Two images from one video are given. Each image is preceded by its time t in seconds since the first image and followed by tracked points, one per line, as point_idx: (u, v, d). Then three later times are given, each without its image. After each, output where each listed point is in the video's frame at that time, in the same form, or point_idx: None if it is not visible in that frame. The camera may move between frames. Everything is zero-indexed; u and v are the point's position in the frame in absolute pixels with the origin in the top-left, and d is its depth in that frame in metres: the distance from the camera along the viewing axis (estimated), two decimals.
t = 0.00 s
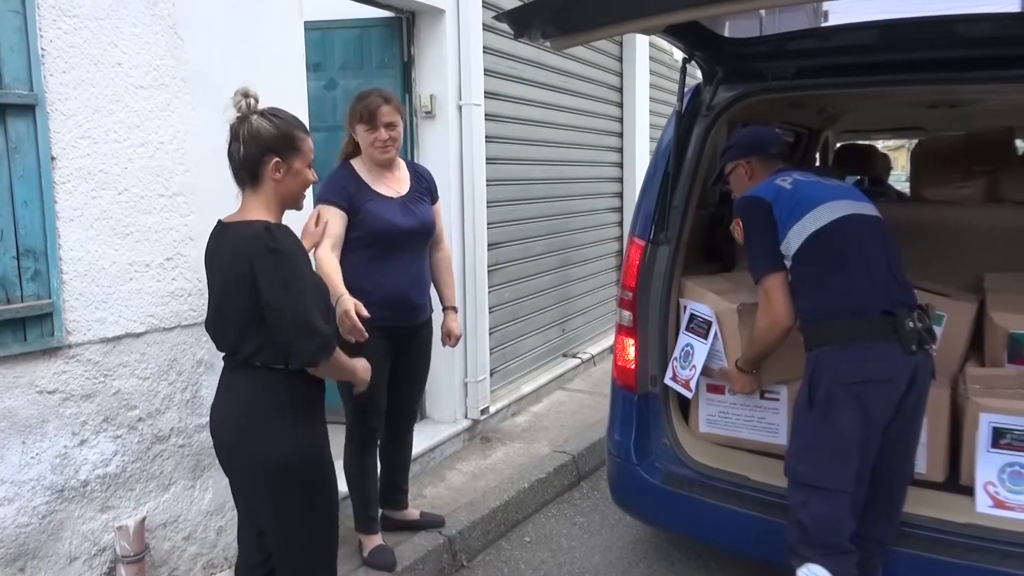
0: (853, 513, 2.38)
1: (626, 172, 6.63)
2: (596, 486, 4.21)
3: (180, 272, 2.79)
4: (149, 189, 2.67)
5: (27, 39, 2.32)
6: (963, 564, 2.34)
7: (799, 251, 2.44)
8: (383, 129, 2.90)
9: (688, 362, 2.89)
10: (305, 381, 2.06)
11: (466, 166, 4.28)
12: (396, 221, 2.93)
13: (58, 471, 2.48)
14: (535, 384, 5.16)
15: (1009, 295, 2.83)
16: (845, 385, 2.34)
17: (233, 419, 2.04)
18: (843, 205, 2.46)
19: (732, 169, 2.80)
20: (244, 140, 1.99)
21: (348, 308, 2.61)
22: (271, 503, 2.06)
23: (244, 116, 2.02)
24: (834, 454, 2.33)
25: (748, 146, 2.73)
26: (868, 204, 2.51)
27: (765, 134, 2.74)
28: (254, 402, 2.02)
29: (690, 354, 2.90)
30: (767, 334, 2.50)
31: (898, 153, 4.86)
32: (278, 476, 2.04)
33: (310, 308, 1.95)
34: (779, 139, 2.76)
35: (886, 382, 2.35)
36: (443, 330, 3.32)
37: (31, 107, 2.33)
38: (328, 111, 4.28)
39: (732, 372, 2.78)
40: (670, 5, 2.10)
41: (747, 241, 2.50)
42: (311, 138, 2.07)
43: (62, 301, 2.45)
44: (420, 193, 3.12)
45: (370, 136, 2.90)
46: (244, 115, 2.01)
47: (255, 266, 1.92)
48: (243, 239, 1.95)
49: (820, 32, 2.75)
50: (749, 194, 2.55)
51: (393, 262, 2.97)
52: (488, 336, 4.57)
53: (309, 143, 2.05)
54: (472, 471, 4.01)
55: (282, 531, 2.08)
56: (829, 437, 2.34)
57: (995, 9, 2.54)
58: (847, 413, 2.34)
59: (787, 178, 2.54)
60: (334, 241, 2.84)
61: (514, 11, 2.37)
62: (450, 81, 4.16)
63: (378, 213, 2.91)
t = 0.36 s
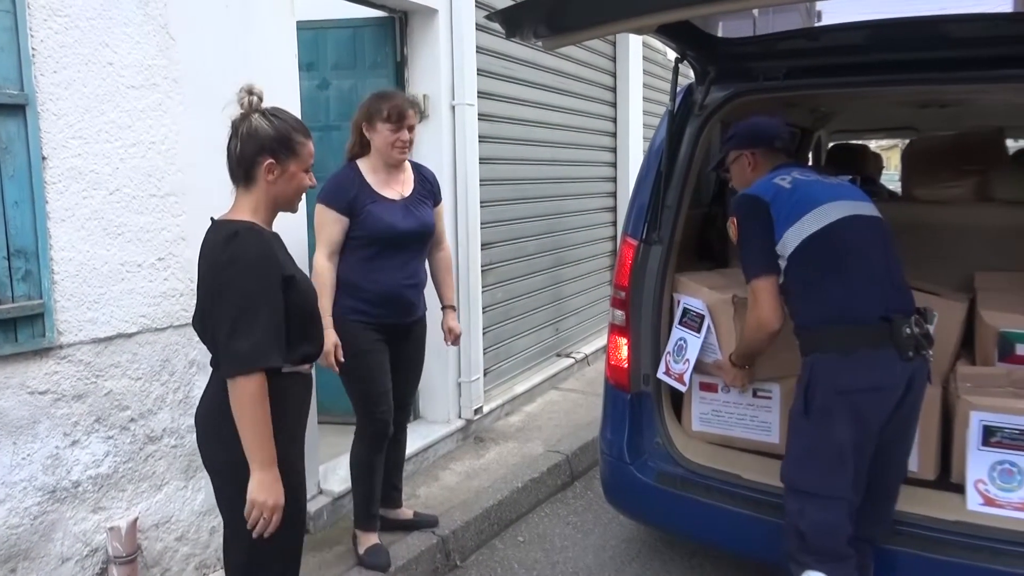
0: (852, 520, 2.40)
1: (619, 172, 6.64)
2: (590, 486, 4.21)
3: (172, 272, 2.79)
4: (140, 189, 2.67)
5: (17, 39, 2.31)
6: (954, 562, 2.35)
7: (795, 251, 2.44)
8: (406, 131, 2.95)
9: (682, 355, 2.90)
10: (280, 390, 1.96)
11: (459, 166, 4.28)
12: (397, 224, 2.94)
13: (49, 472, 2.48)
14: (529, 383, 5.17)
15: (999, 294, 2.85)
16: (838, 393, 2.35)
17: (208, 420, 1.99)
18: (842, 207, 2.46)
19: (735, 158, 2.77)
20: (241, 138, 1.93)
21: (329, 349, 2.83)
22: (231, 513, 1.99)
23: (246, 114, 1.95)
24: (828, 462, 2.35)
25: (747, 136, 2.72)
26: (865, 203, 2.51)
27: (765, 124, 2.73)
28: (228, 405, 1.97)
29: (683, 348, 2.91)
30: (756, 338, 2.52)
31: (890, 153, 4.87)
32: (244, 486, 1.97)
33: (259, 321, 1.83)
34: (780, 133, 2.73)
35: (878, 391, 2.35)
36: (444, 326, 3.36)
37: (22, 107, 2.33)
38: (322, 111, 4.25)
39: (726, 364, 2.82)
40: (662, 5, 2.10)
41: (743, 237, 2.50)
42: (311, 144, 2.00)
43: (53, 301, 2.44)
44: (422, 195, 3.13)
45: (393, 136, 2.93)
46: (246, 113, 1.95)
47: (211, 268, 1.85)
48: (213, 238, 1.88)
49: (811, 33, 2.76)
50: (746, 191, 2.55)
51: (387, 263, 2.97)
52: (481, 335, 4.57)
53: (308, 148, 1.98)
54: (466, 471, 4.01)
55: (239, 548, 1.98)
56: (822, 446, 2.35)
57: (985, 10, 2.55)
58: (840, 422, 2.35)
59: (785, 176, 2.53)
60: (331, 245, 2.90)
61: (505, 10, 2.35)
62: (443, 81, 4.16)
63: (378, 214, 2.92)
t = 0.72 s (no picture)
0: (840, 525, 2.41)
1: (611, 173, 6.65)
2: (581, 486, 4.22)
3: (162, 274, 2.78)
4: (130, 189, 2.66)
5: (5, 39, 2.30)
6: (943, 561, 2.36)
7: (784, 254, 2.41)
8: (403, 132, 2.96)
9: (683, 351, 2.89)
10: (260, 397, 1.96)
11: (450, 167, 4.28)
12: (391, 222, 2.95)
13: (37, 474, 2.47)
14: (521, 384, 5.17)
15: (987, 295, 2.86)
16: (829, 399, 2.36)
17: (184, 430, 1.96)
18: (832, 209, 2.44)
19: (721, 153, 2.76)
20: (223, 136, 1.91)
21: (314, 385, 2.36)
22: (205, 526, 1.95)
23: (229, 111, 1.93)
24: (817, 469, 2.36)
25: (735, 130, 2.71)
26: (853, 205, 2.51)
27: (756, 119, 2.73)
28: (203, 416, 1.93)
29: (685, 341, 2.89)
30: (751, 337, 2.51)
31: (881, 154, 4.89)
32: (218, 499, 1.93)
33: (231, 324, 1.80)
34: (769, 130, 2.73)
35: (865, 397, 2.36)
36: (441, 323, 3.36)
37: (10, 107, 2.32)
38: (314, 112, 4.26)
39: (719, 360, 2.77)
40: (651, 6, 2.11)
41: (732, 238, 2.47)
42: (295, 146, 1.98)
43: (42, 302, 2.43)
44: (415, 193, 3.14)
45: (391, 136, 2.93)
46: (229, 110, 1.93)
47: (182, 273, 1.82)
48: (184, 242, 1.86)
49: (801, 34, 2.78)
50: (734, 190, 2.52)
51: (378, 264, 2.96)
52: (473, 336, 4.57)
53: (291, 150, 1.96)
54: (457, 472, 4.01)
55: (208, 560, 1.95)
56: (813, 451, 2.36)
57: (973, 12, 2.56)
58: (830, 429, 2.36)
59: (774, 175, 2.51)
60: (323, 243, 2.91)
61: (496, 11, 2.36)
62: (435, 82, 4.16)
63: (372, 213, 2.92)
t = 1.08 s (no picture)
0: (807, 521, 2.41)
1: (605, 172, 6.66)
2: (575, 485, 4.23)
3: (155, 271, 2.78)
4: (123, 186, 2.66)
5: None
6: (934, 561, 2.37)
7: (789, 246, 2.38)
8: (395, 132, 2.97)
9: (686, 345, 2.84)
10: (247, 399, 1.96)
11: (444, 166, 4.28)
12: (385, 215, 2.95)
13: (29, 472, 2.46)
14: (514, 383, 5.17)
15: (978, 295, 2.87)
16: (820, 402, 2.34)
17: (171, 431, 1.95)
18: (833, 205, 2.42)
19: (712, 138, 2.69)
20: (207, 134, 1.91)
21: (286, 423, 2.30)
22: (189, 528, 1.95)
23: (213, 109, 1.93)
24: (791, 465, 2.35)
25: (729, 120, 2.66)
26: (852, 202, 2.50)
27: (748, 110, 2.68)
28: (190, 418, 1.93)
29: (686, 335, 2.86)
30: (759, 320, 2.40)
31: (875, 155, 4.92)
32: (202, 501, 1.93)
33: (213, 324, 1.79)
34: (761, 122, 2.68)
35: (855, 401, 2.34)
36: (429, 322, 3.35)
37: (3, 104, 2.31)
38: (308, 111, 4.25)
39: (713, 350, 2.69)
40: (645, 6, 2.11)
41: (735, 220, 2.42)
42: (281, 143, 1.97)
43: (34, 300, 2.43)
44: (404, 190, 3.15)
45: (382, 136, 2.93)
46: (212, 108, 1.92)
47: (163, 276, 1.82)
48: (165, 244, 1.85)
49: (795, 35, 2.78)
50: (740, 172, 2.46)
51: (372, 263, 2.96)
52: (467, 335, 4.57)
53: (276, 148, 1.95)
54: (451, 471, 4.01)
55: (193, 559, 1.95)
56: (794, 453, 2.35)
57: (965, 14, 2.57)
58: (812, 428, 2.34)
59: (779, 163, 2.47)
60: (320, 240, 2.89)
61: (489, 10, 2.38)
62: (429, 80, 4.16)
63: (367, 208, 2.92)
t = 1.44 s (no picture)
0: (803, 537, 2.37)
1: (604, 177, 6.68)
2: (572, 490, 4.22)
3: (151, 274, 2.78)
4: (121, 189, 2.66)
5: None
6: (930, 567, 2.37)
7: (785, 244, 2.29)
8: (396, 136, 2.98)
9: (661, 364, 2.60)
10: (240, 403, 1.96)
11: (443, 169, 4.29)
12: (387, 218, 2.96)
13: (25, 474, 2.46)
14: (512, 387, 5.17)
15: (975, 301, 2.88)
16: (809, 415, 2.30)
17: (165, 434, 1.95)
18: (820, 208, 2.38)
19: (714, 120, 2.54)
20: (198, 136, 1.91)
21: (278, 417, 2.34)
22: (178, 532, 1.95)
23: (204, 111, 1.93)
24: (789, 481, 2.31)
25: (732, 106, 2.51)
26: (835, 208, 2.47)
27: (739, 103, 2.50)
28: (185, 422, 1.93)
29: (658, 355, 2.61)
30: (755, 323, 2.26)
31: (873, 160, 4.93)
32: (193, 504, 1.93)
33: (201, 325, 1.79)
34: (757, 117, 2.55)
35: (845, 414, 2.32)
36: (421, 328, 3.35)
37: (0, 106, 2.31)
38: (306, 114, 4.27)
39: (694, 364, 2.48)
40: (642, 11, 2.12)
41: (732, 217, 2.30)
42: (271, 145, 1.97)
43: (31, 302, 2.43)
44: (401, 195, 3.16)
45: (384, 140, 2.95)
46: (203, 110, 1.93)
47: (152, 278, 1.82)
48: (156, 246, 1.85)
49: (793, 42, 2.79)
50: (733, 169, 2.37)
51: (370, 267, 2.95)
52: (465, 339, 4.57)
53: (267, 150, 1.95)
54: (448, 475, 4.01)
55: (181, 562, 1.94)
56: (787, 469, 2.30)
57: (962, 21, 2.58)
58: (806, 443, 2.31)
59: (769, 165, 2.41)
60: (318, 243, 2.87)
61: (487, 14, 2.39)
62: (428, 84, 4.17)
63: (371, 210, 2.92)
